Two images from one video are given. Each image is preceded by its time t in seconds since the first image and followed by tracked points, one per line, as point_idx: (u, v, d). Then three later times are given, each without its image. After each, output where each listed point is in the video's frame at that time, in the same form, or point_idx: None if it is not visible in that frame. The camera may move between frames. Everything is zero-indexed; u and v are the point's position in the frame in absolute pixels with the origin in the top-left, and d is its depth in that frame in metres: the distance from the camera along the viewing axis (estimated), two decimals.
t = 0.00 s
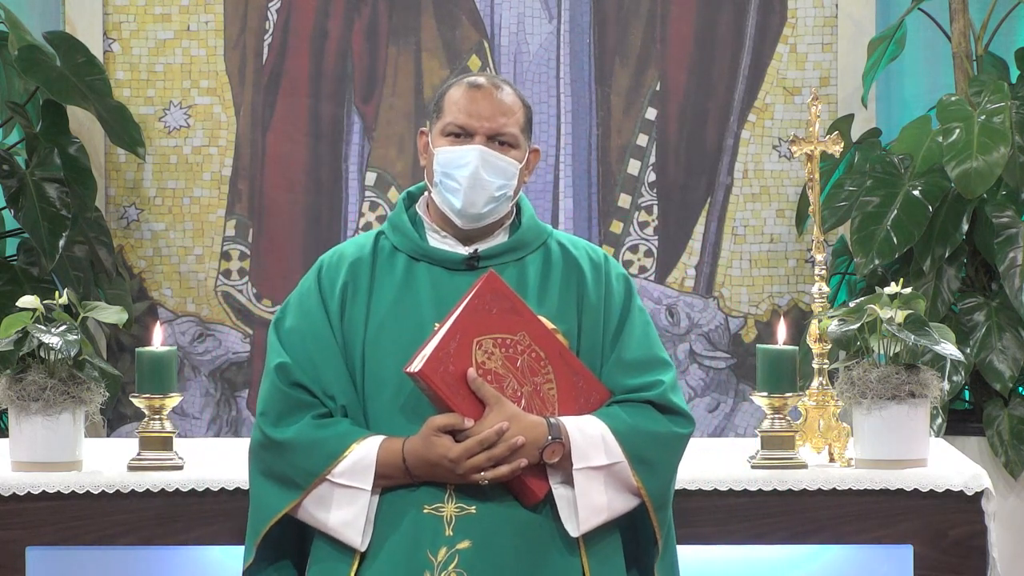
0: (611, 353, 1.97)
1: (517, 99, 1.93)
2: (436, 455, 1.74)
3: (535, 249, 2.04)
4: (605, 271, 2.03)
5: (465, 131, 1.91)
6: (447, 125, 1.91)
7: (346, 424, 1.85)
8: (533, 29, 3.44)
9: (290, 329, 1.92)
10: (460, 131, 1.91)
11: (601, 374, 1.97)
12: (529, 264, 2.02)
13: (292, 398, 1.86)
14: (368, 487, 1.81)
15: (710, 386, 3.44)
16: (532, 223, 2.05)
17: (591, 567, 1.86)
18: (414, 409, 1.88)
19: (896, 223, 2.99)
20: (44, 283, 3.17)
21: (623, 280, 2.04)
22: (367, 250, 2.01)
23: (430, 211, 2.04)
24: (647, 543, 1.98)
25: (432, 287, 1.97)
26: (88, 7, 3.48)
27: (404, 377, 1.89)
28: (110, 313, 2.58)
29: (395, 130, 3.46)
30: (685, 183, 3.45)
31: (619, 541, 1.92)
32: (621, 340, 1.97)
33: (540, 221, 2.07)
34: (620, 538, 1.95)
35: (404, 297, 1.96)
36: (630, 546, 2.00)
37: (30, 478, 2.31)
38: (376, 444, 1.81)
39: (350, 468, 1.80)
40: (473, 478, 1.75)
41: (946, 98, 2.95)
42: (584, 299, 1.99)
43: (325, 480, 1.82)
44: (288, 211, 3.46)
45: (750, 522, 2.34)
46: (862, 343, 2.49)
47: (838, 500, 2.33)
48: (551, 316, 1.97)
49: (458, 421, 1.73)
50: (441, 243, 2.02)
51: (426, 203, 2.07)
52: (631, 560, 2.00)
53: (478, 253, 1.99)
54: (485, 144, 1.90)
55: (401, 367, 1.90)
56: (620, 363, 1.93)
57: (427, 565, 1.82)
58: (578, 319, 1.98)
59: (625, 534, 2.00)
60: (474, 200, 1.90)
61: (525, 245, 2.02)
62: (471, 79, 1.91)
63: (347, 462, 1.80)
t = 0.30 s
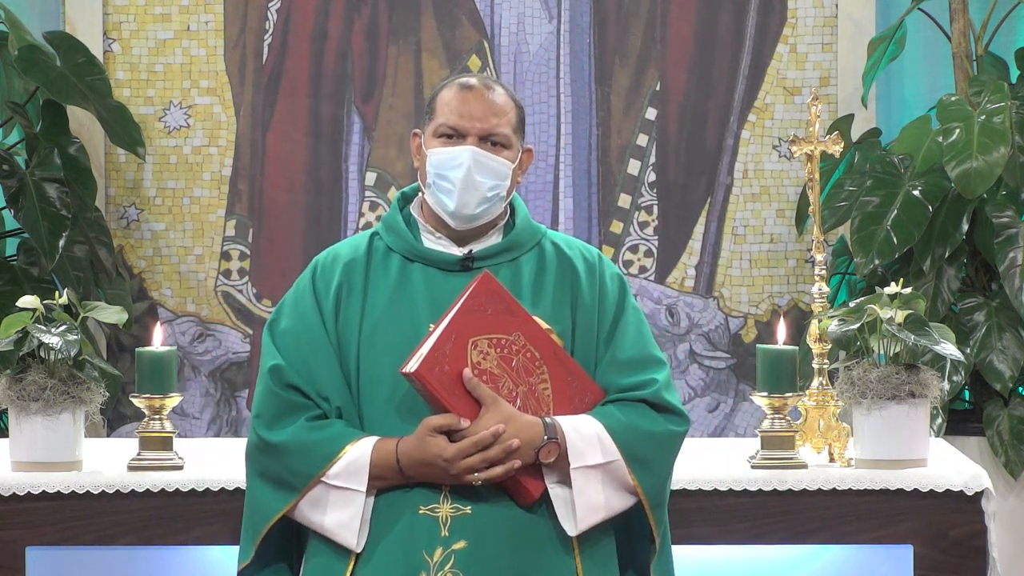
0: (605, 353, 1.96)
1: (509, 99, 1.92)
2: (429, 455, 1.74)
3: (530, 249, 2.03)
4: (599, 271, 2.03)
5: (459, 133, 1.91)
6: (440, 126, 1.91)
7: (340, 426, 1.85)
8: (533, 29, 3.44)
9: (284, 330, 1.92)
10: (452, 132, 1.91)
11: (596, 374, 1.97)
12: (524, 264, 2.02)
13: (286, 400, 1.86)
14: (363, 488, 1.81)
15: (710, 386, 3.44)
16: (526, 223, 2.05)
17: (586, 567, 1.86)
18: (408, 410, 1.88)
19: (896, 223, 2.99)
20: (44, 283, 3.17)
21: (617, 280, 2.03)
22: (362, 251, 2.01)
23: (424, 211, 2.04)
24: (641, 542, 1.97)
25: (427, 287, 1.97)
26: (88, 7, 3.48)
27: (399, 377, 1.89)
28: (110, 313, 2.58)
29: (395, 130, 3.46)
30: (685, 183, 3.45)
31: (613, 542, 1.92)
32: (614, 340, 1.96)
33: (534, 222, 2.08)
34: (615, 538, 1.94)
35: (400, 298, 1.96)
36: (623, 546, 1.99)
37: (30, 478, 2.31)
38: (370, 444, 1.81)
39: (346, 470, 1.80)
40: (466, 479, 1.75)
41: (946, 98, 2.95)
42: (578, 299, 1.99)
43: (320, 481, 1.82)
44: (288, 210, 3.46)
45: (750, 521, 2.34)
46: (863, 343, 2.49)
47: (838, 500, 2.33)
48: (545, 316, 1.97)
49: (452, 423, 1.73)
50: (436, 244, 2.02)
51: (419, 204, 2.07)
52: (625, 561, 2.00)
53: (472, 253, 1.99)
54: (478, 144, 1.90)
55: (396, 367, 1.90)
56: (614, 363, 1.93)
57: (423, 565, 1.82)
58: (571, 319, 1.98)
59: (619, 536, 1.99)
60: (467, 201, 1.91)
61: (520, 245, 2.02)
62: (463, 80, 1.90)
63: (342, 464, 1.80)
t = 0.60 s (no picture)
0: (604, 347, 1.96)
1: (506, 94, 1.94)
2: (364, 408, 1.68)
3: (529, 245, 2.03)
4: (599, 267, 2.02)
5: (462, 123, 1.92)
6: (437, 117, 1.93)
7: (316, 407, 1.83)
8: (533, 29, 3.44)
9: (276, 321, 1.91)
10: (449, 121, 1.92)
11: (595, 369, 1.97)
12: (523, 259, 2.02)
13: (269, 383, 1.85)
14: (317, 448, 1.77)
15: (710, 386, 3.44)
16: (525, 218, 2.05)
17: (585, 561, 1.86)
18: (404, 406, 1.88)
19: (896, 223, 2.99)
20: (44, 283, 3.17)
21: (617, 276, 2.03)
22: (361, 249, 2.00)
23: (423, 206, 2.05)
24: (642, 540, 1.96)
25: (426, 282, 1.97)
26: (88, 7, 3.48)
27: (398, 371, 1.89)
28: (110, 313, 2.58)
29: (395, 129, 3.46)
30: (685, 183, 3.45)
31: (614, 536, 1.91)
32: (614, 335, 1.96)
33: (534, 218, 2.08)
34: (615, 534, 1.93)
35: (398, 297, 1.96)
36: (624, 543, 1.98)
37: (30, 478, 2.31)
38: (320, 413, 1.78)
39: (299, 436, 1.78)
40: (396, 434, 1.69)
41: (946, 98, 2.95)
42: (577, 294, 1.99)
43: (280, 447, 1.80)
44: (288, 210, 3.46)
45: (750, 522, 2.34)
46: (863, 343, 2.49)
47: (838, 500, 2.33)
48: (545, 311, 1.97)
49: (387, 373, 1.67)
50: (435, 239, 2.02)
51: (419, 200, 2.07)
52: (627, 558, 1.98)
53: (471, 247, 1.99)
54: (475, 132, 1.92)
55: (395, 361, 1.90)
56: (614, 357, 1.93)
57: (423, 557, 1.83)
58: (571, 314, 1.98)
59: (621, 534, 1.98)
60: (465, 186, 1.90)
61: (519, 240, 2.02)
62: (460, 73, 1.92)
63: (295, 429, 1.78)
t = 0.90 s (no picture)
0: (603, 342, 1.96)
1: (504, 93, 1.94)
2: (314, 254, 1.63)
3: (529, 242, 2.03)
4: (599, 265, 2.02)
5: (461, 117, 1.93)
6: (437, 109, 1.95)
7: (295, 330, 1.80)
8: (533, 29, 3.44)
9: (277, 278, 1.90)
10: (447, 112, 1.94)
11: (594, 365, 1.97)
12: (523, 255, 2.02)
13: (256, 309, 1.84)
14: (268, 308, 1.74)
15: (710, 386, 3.44)
16: (525, 216, 2.05)
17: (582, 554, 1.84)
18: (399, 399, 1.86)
19: (896, 223, 2.99)
20: (44, 283, 3.17)
21: (617, 273, 2.03)
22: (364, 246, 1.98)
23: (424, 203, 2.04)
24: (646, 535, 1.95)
25: (425, 274, 1.96)
26: (88, 7, 3.48)
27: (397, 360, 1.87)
28: (110, 313, 2.58)
29: (395, 129, 3.46)
30: (685, 183, 3.44)
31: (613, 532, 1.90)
32: (613, 330, 1.96)
33: (535, 218, 2.08)
34: (614, 526, 1.93)
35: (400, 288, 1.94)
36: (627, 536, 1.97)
37: (30, 478, 2.31)
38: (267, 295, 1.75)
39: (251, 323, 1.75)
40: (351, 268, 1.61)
41: (946, 98, 2.95)
42: (576, 289, 1.99)
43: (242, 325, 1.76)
44: (288, 210, 3.46)
45: (750, 522, 2.34)
46: (862, 343, 2.49)
47: (838, 500, 2.33)
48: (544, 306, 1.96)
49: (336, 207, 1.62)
50: (435, 234, 2.01)
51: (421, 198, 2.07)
52: (629, 550, 1.98)
53: (470, 241, 1.99)
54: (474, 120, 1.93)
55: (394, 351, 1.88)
56: (612, 351, 1.93)
57: (419, 547, 1.81)
58: (570, 310, 1.98)
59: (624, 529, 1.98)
60: (462, 167, 1.89)
61: (519, 237, 2.02)
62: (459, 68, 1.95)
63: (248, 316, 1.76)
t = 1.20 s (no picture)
0: (606, 343, 1.96)
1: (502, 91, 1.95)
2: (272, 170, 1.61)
3: (532, 243, 2.04)
4: (602, 266, 2.03)
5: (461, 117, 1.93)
6: (438, 109, 1.95)
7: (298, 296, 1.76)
8: (533, 29, 3.44)
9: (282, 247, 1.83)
10: (448, 112, 1.94)
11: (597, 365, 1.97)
12: (525, 256, 2.02)
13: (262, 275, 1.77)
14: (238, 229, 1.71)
15: (710, 386, 3.44)
16: (527, 217, 2.05)
17: (585, 555, 1.84)
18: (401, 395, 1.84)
19: (896, 223, 2.99)
20: (44, 283, 3.17)
21: (619, 275, 2.04)
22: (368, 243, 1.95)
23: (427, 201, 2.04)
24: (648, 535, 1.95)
25: (429, 272, 1.96)
26: (88, 7, 3.48)
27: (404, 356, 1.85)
28: (110, 313, 2.58)
29: (395, 129, 3.46)
30: (685, 183, 3.44)
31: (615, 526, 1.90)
32: (616, 330, 1.97)
33: (536, 219, 2.08)
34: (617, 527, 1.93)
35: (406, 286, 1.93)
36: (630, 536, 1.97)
37: (30, 478, 2.31)
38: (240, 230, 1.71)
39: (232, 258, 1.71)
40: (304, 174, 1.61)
41: (946, 98, 2.95)
42: (579, 290, 1.99)
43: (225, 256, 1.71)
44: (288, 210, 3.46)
45: (750, 522, 2.34)
46: (862, 343, 2.49)
47: (838, 500, 2.33)
48: (548, 305, 1.96)
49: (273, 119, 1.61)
50: (438, 232, 2.01)
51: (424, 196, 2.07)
52: (632, 549, 1.98)
53: (474, 241, 1.99)
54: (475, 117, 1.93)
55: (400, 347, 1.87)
56: (615, 352, 1.94)
57: (422, 546, 1.81)
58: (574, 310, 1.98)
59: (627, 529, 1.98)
60: (466, 164, 1.89)
61: (521, 237, 2.02)
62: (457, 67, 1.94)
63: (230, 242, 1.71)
